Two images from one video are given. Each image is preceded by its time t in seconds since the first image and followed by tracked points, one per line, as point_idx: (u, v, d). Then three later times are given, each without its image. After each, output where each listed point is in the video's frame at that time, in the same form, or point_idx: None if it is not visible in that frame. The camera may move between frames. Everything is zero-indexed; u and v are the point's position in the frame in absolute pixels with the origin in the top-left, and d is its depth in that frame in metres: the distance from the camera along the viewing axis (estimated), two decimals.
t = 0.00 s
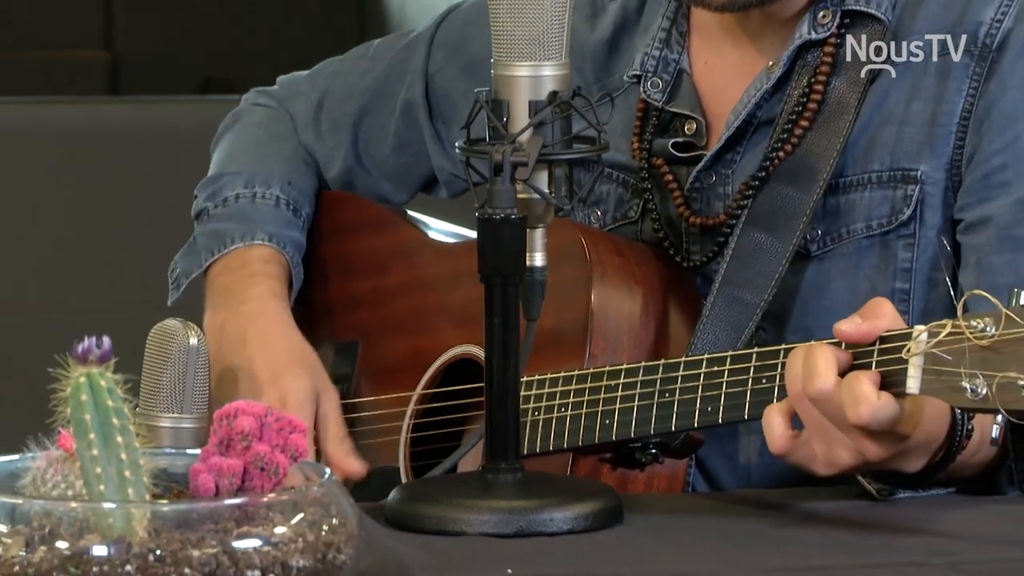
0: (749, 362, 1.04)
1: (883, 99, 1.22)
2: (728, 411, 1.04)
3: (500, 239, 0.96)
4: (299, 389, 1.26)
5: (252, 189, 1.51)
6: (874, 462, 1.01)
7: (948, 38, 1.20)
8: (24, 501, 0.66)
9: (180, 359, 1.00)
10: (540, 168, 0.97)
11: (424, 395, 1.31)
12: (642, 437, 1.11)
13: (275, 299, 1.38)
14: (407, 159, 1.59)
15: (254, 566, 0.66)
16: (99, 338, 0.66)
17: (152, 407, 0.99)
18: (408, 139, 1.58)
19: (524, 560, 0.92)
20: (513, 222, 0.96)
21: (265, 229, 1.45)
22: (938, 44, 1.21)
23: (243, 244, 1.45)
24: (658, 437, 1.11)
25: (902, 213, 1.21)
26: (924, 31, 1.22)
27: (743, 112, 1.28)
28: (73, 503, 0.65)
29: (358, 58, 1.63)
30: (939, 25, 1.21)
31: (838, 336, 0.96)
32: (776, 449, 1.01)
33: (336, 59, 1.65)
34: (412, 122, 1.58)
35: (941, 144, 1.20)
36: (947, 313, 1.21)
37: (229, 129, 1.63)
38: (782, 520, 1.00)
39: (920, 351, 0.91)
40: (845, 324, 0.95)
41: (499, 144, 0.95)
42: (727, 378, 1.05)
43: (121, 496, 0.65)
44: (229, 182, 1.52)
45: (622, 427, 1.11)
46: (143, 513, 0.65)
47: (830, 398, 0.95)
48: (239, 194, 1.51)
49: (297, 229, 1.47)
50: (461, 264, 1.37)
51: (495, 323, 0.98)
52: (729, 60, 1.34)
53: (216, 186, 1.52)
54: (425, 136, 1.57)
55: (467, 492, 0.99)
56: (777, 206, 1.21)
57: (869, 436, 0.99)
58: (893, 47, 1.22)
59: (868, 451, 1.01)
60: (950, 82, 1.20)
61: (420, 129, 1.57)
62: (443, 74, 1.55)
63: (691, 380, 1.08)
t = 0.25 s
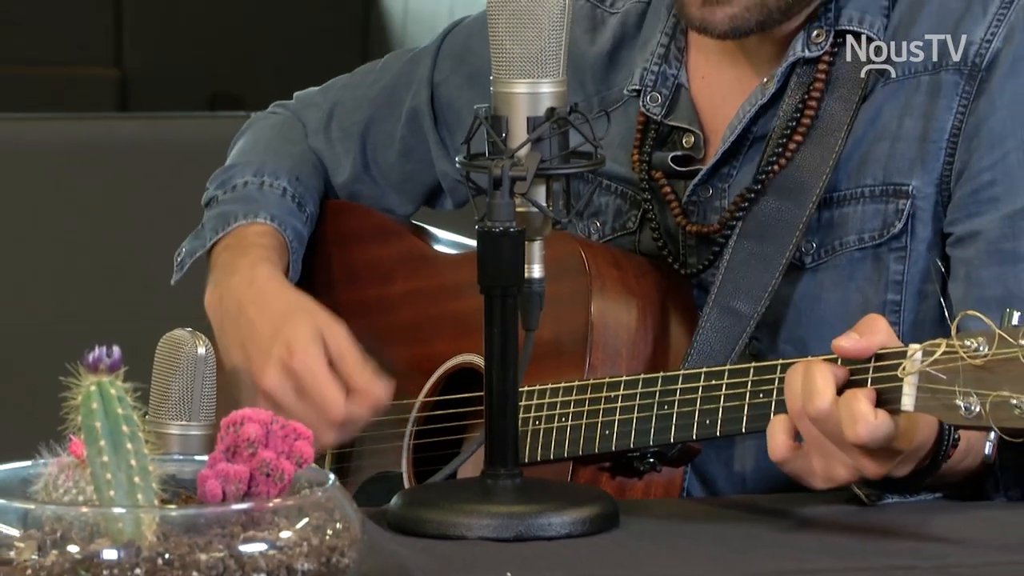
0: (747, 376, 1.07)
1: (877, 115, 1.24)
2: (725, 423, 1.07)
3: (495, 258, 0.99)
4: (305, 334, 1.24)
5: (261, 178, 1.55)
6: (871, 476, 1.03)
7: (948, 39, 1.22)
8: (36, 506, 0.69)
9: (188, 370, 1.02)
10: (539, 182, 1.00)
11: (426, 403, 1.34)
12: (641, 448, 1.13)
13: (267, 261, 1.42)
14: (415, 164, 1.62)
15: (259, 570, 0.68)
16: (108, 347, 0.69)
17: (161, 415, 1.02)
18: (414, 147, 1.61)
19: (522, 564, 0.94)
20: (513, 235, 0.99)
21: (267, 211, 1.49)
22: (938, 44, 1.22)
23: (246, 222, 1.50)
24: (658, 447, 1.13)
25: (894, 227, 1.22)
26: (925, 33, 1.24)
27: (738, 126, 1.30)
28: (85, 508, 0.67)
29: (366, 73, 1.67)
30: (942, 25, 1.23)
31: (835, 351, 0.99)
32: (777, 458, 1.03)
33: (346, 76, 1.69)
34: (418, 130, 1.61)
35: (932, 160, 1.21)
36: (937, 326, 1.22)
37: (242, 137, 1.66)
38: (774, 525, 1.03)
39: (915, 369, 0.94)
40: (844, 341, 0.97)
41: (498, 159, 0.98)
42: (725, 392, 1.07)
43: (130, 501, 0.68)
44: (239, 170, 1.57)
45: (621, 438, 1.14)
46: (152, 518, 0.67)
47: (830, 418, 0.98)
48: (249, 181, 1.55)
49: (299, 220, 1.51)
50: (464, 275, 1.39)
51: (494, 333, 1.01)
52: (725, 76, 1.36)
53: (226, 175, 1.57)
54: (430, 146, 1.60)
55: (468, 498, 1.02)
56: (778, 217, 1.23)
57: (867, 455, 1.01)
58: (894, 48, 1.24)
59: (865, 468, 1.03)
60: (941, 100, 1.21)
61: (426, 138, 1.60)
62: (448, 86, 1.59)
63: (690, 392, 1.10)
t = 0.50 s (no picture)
0: (743, 390, 1.09)
1: (870, 134, 1.26)
2: (723, 436, 1.10)
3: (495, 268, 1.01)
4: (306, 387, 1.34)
5: (261, 210, 1.57)
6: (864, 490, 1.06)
7: (948, 39, 1.25)
8: (47, 514, 0.71)
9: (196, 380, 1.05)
10: (537, 199, 1.02)
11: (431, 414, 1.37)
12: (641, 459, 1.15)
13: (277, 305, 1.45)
14: (416, 185, 1.65)
15: None
16: (119, 359, 0.71)
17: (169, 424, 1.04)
18: (417, 167, 1.64)
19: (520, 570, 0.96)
20: (512, 250, 1.01)
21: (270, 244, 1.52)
22: (938, 45, 1.25)
23: (250, 257, 1.52)
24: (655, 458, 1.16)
25: (886, 243, 1.24)
26: (926, 32, 1.26)
27: (733, 146, 1.33)
28: (95, 516, 0.70)
29: (367, 95, 1.70)
30: (942, 26, 1.26)
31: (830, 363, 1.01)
32: (773, 469, 1.05)
33: (349, 98, 1.72)
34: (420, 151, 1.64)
35: (924, 177, 1.23)
36: (927, 340, 1.24)
37: (244, 164, 1.68)
38: (768, 533, 1.05)
39: (908, 383, 0.96)
40: (845, 344, 1.00)
41: (498, 176, 1.01)
42: (722, 406, 1.10)
43: (139, 510, 0.70)
44: (240, 202, 1.59)
45: (621, 450, 1.16)
46: (160, 525, 0.70)
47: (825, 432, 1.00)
48: (249, 214, 1.57)
49: (303, 246, 1.53)
50: (466, 291, 1.42)
51: (494, 347, 1.03)
52: (723, 99, 1.38)
53: (228, 208, 1.58)
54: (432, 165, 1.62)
55: (468, 506, 1.04)
56: (773, 236, 1.25)
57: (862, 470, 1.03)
58: (894, 48, 1.27)
59: (860, 483, 1.05)
60: (932, 119, 1.23)
61: (428, 158, 1.62)
62: (449, 104, 1.61)
63: (688, 405, 1.13)
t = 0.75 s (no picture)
0: (740, 403, 1.12)
1: (859, 153, 1.29)
2: (719, 447, 1.12)
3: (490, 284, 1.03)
4: (319, 366, 1.34)
5: (269, 217, 1.60)
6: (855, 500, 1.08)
7: (948, 40, 1.28)
8: (57, 522, 0.74)
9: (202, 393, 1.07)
10: (535, 215, 1.05)
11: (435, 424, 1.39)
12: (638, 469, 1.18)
13: (278, 297, 1.48)
14: (420, 203, 1.66)
15: None
16: (128, 372, 0.75)
17: (177, 434, 1.08)
18: (421, 185, 1.66)
19: None
20: (511, 265, 1.03)
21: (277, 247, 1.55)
22: (938, 45, 1.28)
23: (257, 260, 1.55)
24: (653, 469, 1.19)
25: (875, 259, 1.26)
26: (926, 32, 1.29)
27: (726, 166, 1.35)
28: (103, 525, 0.72)
29: (373, 115, 1.73)
30: (941, 26, 1.29)
31: (823, 378, 1.04)
32: (769, 480, 1.08)
33: (356, 118, 1.74)
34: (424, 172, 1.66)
35: (911, 195, 1.25)
36: (916, 352, 1.27)
37: (254, 176, 1.71)
38: (761, 539, 1.07)
39: (899, 398, 0.99)
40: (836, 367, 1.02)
41: (497, 193, 1.04)
42: (718, 417, 1.13)
43: (147, 518, 0.73)
44: (247, 212, 1.62)
45: (619, 460, 1.18)
46: (168, 533, 0.72)
47: (819, 444, 1.03)
48: (257, 221, 1.60)
49: (309, 253, 1.56)
50: (470, 307, 1.46)
51: (493, 359, 1.06)
52: (715, 121, 1.41)
53: (236, 218, 1.62)
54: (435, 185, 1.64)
55: (468, 514, 1.07)
56: (764, 253, 1.28)
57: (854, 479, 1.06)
58: (894, 48, 1.31)
59: (851, 492, 1.07)
60: (918, 138, 1.26)
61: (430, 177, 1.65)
62: (451, 124, 1.64)
63: (685, 417, 1.15)
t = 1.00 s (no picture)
0: (727, 408, 1.14)
1: (846, 170, 1.32)
2: (707, 450, 1.14)
3: (489, 293, 1.07)
4: (321, 406, 1.39)
5: (273, 240, 1.62)
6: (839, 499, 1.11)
7: (948, 38, 1.32)
8: (69, 528, 0.76)
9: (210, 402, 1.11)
10: (534, 229, 1.08)
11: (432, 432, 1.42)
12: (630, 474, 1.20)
13: (286, 322, 1.50)
14: (420, 220, 1.69)
15: None
16: (138, 383, 0.77)
17: (185, 442, 1.10)
18: (421, 205, 1.68)
19: None
20: (509, 276, 1.07)
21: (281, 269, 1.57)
22: (938, 44, 1.32)
23: (262, 282, 1.57)
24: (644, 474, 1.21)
25: (862, 274, 1.29)
26: (925, 33, 1.33)
27: (717, 184, 1.39)
28: (113, 530, 0.75)
29: (375, 135, 1.75)
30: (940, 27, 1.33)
31: (805, 383, 1.07)
32: (754, 480, 1.11)
33: (358, 138, 1.76)
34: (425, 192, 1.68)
35: (896, 210, 1.28)
36: (903, 362, 1.30)
37: (260, 197, 1.74)
38: (752, 544, 1.10)
39: (880, 400, 1.02)
40: (817, 375, 1.05)
41: (497, 207, 1.07)
42: (706, 422, 1.15)
43: (155, 523, 0.75)
44: (253, 235, 1.64)
45: (610, 466, 1.21)
46: (175, 538, 0.75)
47: (802, 445, 1.06)
48: (262, 244, 1.62)
49: (313, 274, 1.59)
50: (468, 317, 1.48)
51: (493, 369, 1.09)
52: (705, 140, 1.44)
53: (242, 240, 1.64)
54: (433, 204, 1.67)
55: (467, 520, 1.10)
56: (755, 269, 1.30)
57: (835, 477, 1.09)
58: (894, 48, 1.34)
59: (834, 491, 1.10)
60: (902, 155, 1.28)
61: (429, 196, 1.67)
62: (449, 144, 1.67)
63: (674, 422, 1.18)
